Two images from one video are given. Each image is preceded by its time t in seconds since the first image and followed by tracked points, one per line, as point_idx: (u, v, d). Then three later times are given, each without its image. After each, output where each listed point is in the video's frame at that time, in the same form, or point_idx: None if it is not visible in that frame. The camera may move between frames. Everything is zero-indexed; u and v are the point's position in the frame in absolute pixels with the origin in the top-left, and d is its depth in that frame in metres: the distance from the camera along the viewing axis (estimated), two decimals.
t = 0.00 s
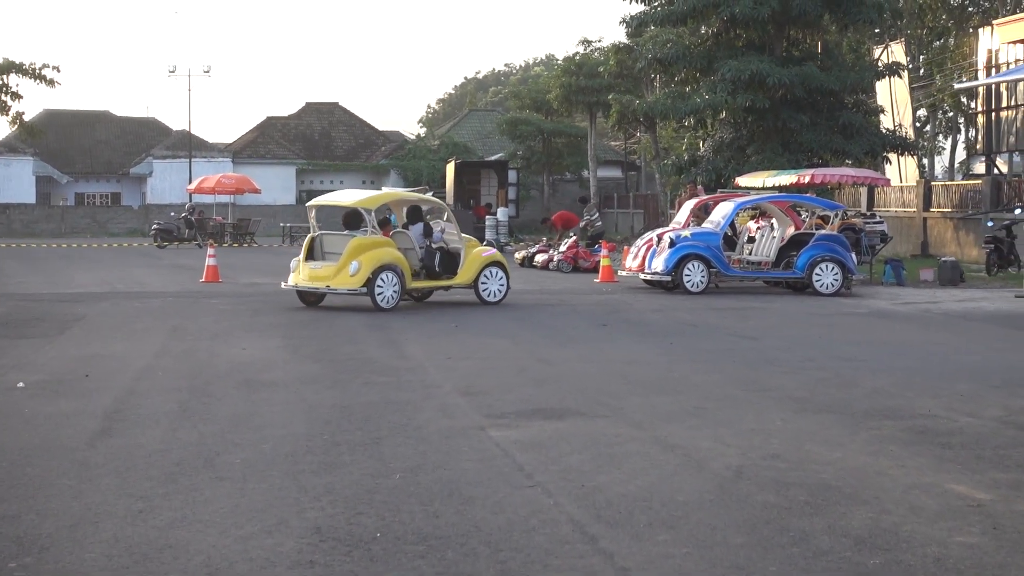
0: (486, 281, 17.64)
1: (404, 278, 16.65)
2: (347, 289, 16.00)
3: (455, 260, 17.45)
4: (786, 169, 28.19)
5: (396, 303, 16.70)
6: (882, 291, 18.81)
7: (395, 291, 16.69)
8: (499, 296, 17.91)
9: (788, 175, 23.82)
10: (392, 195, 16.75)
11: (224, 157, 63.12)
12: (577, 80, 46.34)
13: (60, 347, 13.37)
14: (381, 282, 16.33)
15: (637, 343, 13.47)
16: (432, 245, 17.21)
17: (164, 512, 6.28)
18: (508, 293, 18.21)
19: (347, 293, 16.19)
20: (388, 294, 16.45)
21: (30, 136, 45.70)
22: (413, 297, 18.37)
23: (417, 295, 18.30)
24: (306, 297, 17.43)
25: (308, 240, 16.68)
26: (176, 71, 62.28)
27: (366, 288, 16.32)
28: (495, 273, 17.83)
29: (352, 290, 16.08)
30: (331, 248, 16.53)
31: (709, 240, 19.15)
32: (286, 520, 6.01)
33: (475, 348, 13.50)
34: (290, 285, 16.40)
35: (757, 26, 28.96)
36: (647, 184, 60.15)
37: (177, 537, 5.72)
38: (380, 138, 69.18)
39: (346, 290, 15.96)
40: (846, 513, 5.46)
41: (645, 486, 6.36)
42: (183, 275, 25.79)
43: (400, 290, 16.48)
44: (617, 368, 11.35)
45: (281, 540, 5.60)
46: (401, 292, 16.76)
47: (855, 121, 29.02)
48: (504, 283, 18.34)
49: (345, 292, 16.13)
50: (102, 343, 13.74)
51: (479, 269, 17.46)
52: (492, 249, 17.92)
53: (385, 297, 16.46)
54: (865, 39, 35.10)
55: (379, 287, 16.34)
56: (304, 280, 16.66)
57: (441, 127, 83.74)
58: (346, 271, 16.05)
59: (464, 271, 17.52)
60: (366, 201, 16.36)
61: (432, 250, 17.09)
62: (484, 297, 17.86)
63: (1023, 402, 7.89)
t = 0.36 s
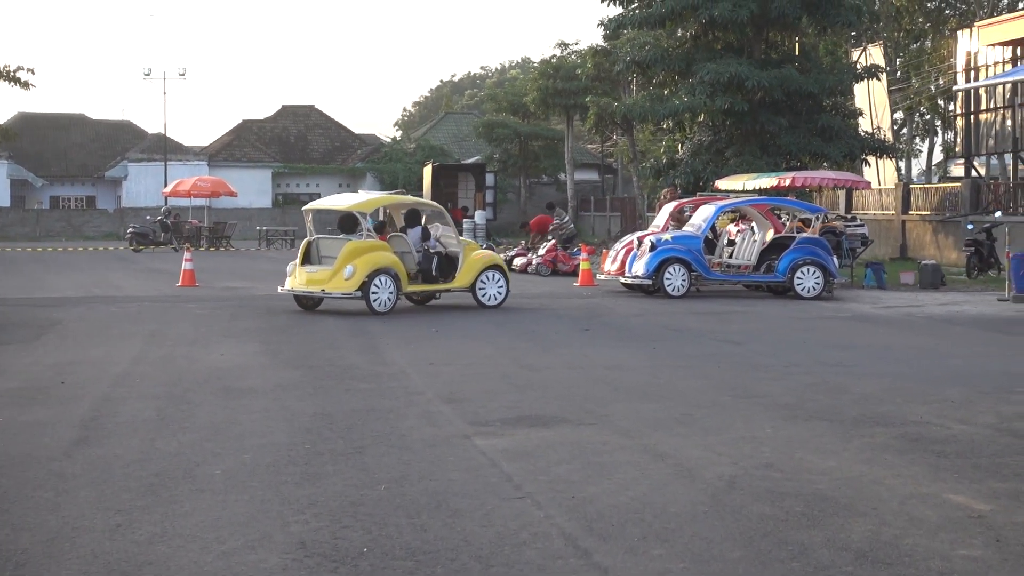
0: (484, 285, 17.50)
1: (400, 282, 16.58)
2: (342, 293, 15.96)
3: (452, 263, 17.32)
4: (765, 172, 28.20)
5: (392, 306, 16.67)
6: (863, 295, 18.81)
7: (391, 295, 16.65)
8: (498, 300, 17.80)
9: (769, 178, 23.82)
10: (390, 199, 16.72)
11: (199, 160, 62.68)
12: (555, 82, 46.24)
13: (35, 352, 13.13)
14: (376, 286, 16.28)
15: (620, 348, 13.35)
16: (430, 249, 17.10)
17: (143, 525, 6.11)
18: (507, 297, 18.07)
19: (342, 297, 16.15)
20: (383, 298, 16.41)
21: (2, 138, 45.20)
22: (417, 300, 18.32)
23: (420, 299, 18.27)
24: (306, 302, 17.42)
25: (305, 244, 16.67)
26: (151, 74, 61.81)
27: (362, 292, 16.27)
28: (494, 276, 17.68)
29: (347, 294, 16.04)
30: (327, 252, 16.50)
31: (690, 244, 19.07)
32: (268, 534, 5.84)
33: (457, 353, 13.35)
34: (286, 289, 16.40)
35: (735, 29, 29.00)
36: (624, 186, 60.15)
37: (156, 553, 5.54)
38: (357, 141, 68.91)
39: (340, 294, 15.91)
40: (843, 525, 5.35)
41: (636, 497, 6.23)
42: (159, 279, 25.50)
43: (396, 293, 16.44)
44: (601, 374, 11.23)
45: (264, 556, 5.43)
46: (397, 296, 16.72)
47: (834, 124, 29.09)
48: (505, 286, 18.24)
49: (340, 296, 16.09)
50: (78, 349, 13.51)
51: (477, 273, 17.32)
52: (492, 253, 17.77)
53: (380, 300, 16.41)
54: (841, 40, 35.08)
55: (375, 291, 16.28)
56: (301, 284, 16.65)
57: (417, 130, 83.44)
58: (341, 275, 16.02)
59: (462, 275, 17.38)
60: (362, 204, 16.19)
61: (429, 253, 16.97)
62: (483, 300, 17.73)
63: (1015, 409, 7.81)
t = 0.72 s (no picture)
0: (483, 289, 17.46)
1: (394, 287, 16.46)
2: (334, 298, 15.79)
3: (450, 269, 17.27)
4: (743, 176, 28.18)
5: (386, 312, 16.51)
6: (842, 301, 18.78)
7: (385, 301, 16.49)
8: (497, 305, 17.74)
9: (748, 182, 23.81)
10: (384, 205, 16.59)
11: (173, 164, 62.13)
12: (531, 86, 46.08)
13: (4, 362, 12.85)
14: (370, 292, 16.12)
15: (601, 356, 13.21)
16: (426, 254, 17.05)
17: (113, 546, 5.88)
18: (505, 302, 18.02)
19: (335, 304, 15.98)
20: (377, 304, 16.24)
21: None
22: (417, 305, 18.28)
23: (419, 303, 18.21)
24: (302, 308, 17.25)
25: (299, 251, 16.54)
26: (124, 77, 61.26)
27: (355, 298, 16.14)
28: (492, 281, 17.62)
29: (339, 300, 15.86)
30: (321, 259, 16.36)
31: (669, 249, 18.97)
32: (243, 556, 5.64)
33: (436, 361, 13.18)
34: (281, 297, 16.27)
35: (713, 32, 29.00)
36: (600, 190, 60.09)
37: None
38: (332, 144, 68.57)
39: (333, 300, 15.75)
40: (837, 543, 5.20)
41: (623, 513, 6.07)
42: (132, 285, 25.17)
43: (390, 299, 16.26)
44: (583, 383, 11.08)
45: None
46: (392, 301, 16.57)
47: (812, 127, 29.11)
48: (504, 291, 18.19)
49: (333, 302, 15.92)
50: (48, 358, 13.23)
51: (475, 278, 17.28)
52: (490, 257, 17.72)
53: (373, 307, 16.24)
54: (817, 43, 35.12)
55: (368, 297, 16.12)
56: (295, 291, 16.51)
57: (391, 134, 83.10)
58: (333, 281, 15.86)
59: (460, 279, 17.33)
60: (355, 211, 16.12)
61: (425, 259, 16.93)
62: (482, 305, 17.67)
63: (1003, 418, 7.71)
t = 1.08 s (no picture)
0: (483, 294, 17.35)
1: (391, 291, 16.48)
2: (330, 303, 15.81)
3: (450, 273, 17.22)
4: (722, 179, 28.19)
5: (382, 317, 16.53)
6: (824, 305, 18.76)
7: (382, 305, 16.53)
8: (498, 310, 17.62)
9: (728, 185, 23.82)
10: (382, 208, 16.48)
11: (148, 168, 61.65)
12: (507, 89, 45.99)
13: None
14: (366, 295, 16.15)
15: (583, 361, 13.10)
16: (425, 258, 17.03)
17: (85, 560, 5.71)
18: (508, 307, 17.89)
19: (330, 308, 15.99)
20: (373, 308, 16.27)
21: None
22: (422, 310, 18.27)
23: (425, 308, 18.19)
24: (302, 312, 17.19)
25: (297, 255, 16.56)
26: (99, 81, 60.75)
27: (351, 302, 16.14)
28: (494, 286, 17.52)
29: (335, 304, 15.87)
30: (318, 263, 16.38)
31: (649, 253, 18.90)
32: (220, 570, 5.48)
33: (416, 367, 13.03)
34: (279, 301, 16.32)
35: (691, 35, 29.04)
36: (577, 194, 60.08)
37: None
38: (308, 147, 68.25)
39: (328, 304, 15.76)
40: (830, 554, 5.10)
41: (611, 524, 5.94)
42: (106, 290, 24.85)
43: (386, 303, 16.32)
44: (564, 389, 10.97)
45: None
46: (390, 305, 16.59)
47: (790, 131, 29.16)
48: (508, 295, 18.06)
49: (328, 307, 15.93)
50: (21, 365, 12.99)
51: (475, 282, 17.19)
52: (492, 262, 17.63)
53: (370, 311, 16.26)
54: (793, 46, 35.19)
55: (364, 301, 16.14)
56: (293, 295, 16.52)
57: (367, 138, 82.78)
58: (329, 285, 15.88)
59: (460, 284, 17.26)
60: (351, 214, 15.99)
61: (423, 263, 16.90)
62: (483, 310, 17.56)
63: (992, 425, 7.64)
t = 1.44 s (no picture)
0: (491, 297, 17.31)
1: (395, 293, 16.48)
2: (332, 304, 15.85)
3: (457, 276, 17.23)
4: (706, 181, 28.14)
5: (386, 319, 16.49)
6: (810, 308, 18.74)
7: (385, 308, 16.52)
8: (507, 313, 17.57)
9: (713, 188, 23.79)
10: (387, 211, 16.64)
11: (127, 170, 61.17)
12: (488, 91, 45.87)
13: None
14: (369, 298, 16.18)
15: (574, 365, 12.98)
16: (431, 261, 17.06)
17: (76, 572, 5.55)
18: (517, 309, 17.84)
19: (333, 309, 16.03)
20: (376, 310, 16.27)
21: None
22: (433, 312, 18.28)
23: (434, 310, 18.21)
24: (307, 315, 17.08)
25: (303, 258, 16.65)
26: (77, 83, 60.28)
27: (354, 304, 16.16)
28: (502, 288, 17.49)
29: (338, 306, 15.91)
30: (323, 266, 16.46)
31: (635, 255, 18.81)
32: None
33: (404, 371, 12.89)
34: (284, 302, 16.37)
35: (674, 37, 29.02)
36: (558, 196, 60.03)
37: None
38: (287, 150, 67.90)
39: (331, 305, 15.81)
40: (842, 564, 5.00)
41: (614, 533, 5.83)
42: (85, 293, 24.54)
43: (389, 306, 16.32)
44: (556, 394, 10.85)
45: None
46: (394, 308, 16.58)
47: (773, 133, 29.19)
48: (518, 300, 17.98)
49: (331, 308, 15.97)
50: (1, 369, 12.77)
51: (481, 285, 17.18)
52: (501, 265, 17.59)
53: (373, 313, 16.26)
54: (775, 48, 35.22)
55: (367, 303, 16.16)
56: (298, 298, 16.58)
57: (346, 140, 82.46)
58: (332, 286, 15.92)
59: (467, 286, 17.26)
60: (356, 216, 16.20)
61: (429, 265, 16.91)
62: (491, 312, 17.52)
63: (993, 430, 7.58)
